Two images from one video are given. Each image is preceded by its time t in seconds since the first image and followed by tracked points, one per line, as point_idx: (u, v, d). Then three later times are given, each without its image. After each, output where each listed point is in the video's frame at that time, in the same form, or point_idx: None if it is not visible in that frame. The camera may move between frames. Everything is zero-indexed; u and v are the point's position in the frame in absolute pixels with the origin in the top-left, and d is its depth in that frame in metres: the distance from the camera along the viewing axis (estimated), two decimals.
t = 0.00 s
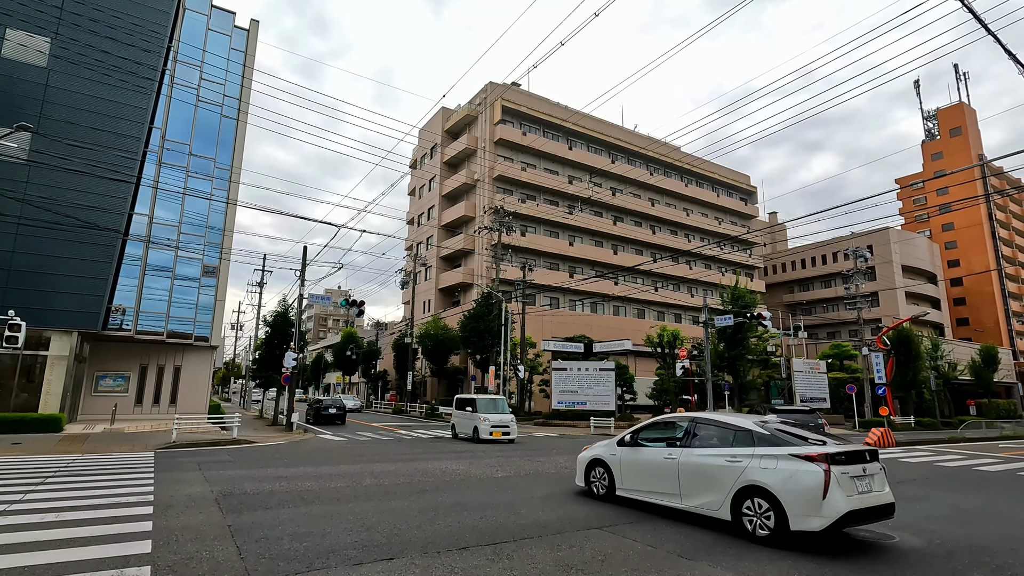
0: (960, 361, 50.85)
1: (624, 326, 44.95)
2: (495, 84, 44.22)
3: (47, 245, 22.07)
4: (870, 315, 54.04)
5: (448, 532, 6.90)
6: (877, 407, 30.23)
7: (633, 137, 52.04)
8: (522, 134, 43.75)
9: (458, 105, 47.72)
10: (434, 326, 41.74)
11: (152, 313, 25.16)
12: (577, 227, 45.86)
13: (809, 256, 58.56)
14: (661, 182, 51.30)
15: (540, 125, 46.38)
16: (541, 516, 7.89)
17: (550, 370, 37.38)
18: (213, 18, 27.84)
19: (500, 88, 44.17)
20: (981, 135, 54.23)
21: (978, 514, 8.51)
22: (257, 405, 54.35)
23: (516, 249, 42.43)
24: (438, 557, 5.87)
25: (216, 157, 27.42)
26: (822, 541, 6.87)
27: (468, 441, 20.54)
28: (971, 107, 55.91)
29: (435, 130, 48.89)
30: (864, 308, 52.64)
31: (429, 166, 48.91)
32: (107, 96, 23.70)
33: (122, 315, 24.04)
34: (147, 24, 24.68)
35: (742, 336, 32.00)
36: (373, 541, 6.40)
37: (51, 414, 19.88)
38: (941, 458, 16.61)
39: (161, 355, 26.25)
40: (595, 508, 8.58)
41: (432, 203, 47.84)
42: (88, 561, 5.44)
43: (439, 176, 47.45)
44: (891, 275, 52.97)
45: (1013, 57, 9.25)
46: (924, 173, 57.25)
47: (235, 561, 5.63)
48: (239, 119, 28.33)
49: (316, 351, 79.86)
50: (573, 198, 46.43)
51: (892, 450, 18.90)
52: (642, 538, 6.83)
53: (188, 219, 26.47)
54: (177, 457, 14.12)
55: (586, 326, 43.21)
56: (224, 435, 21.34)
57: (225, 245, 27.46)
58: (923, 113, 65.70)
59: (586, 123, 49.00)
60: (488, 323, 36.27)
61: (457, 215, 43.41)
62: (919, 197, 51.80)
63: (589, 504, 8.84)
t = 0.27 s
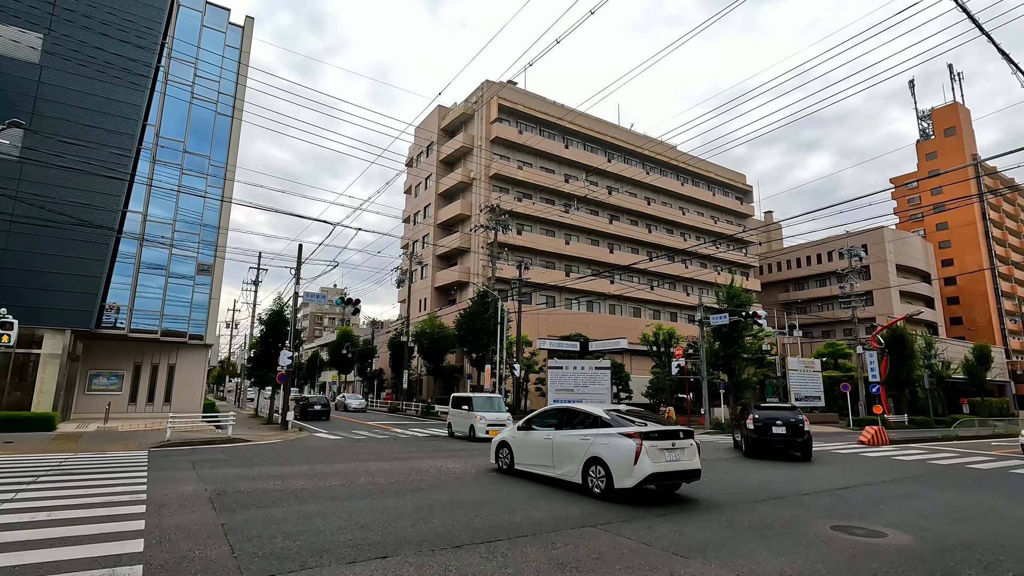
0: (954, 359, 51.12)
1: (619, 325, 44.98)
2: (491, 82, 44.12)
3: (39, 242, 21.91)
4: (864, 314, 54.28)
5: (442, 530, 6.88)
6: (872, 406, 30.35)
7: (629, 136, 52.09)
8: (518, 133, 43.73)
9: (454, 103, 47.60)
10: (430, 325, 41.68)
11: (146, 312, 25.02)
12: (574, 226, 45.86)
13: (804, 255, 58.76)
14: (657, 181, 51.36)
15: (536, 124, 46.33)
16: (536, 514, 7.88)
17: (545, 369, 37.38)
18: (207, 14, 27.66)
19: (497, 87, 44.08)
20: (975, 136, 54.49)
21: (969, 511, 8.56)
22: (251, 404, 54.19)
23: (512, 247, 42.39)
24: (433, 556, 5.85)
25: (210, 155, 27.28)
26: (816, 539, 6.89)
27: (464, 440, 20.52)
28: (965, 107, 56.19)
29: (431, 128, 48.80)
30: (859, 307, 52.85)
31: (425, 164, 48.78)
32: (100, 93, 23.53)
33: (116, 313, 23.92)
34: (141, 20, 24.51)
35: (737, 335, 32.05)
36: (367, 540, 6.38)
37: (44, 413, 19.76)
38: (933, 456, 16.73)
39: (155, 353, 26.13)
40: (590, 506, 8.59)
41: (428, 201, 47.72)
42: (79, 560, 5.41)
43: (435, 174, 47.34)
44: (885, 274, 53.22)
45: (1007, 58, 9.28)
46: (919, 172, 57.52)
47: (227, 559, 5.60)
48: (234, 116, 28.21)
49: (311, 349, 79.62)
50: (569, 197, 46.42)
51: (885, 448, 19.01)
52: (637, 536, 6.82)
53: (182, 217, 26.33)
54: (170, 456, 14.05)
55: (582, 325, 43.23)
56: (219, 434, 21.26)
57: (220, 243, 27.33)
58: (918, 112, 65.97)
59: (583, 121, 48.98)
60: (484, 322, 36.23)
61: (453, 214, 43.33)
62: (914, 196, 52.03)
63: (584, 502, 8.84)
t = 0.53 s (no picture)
0: (946, 358, 51.48)
1: (614, 324, 45.02)
2: (486, 81, 44.00)
3: (30, 240, 21.71)
4: (858, 313, 54.56)
5: (436, 528, 6.87)
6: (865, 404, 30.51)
7: (624, 134, 52.16)
8: (514, 131, 43.69)
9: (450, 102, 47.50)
10: (426, 323, 41.64)
11: (140, 310, 24.85)
12: (569, 225, 45.90)
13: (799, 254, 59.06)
14: (652, 180, 51.44)
15: (532, 122, 46.26)
16: (530, 511, 7.88)
17: (541, 367, 37.36)
18: (201, 11, 27.51)
19: (492, 85, 43.98)
20: (968, 136, 54.84)
21: (961, 508, 8.62)
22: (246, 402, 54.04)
23: (507, 246, 42.35)
24: (426, 554, 5.83)
25: (205, 152, 27.12)
26: (810, 536, 6.90)
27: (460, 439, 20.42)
28: (958, 107, 56.52)
29: (427, 126, 48.71)
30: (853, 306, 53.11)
31: (420, 163, 48.68)
32: (93, 89, 23.37)
33: (109, 312, 23.76)
34: (134, 16, 24.34)
35: (732, 334, 32.08)
36: (360, 538, 6.35)
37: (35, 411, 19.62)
38: (923, 453, 16.89)
39: (149, 352, 26.00)
40: (584, 503, 8.59)
41: (424, 200, 47.63)
42: (69, 559, 5.36)
43: (431, 172, 47.26)
44: (879, 273, 53.47)
45: (1000, 58, 9.32)
46: (912, 172, 57.85)
47: (219, 558, 5.57)
48: (228, 113, 28.05)
49: (306, 348, 79.30)
50: (564, 196, 46.43)
51: (876, 446, 19.16)
52: (631, 534, 6.82)
53: (176, 215, 26.17)
54: (163, 455, 13.97)
55: (578, 323, 43.27)
56: (213, 432, 21.20)
57: (214, 241, 27.19)
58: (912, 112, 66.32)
59: (578, 120, 48.97)
60: (480, 320, 36.20)
61: (449, 212, 43.27)
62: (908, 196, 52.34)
63: (579, 500, 8.86)
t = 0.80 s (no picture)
0: (939, 358, 51.85)
1: (610, 323, 45.11)
2: (482, 80, 43.95)
3: (23, 237, 21.56)
4: (852, 312, 54.88)
5: (431, 527, 6.86)
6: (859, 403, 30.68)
7: (620, 134, 52.24)
8: (510, 130, 43.65)
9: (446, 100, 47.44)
10: (421, 322, 41.63)
11: (133, 308, 24.72)
12: (565, 224, 45.94)
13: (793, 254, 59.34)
14: (648, 179, 51.54)
15: (528, 121, 46.24)
16: (524, 510, 7.88)
17: (537, 367, 37.39)
18: (195, 7, 27.36)
19: (488, 84, 43.93)
20: (961, 137, 55.21)
21: (953, 506, 8.69)
22: (241, 401, 53.76)
23: (503, 245, 42.35)
24: (421, 552, 5.82)
25: (199, 150, 26.99)
26: (803, 534, 6.94)
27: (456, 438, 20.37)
28: (952, 108, 56.85)
29: (423, 125, 48.62)
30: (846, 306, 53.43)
31: (416, 162, 48.61)
32: (87, 86, 23.22)
33: (102, 310, 23.63)
34: (128, 12, 24.19)
35: (727, 333, 32.17)
36: (354, 537, 6.34)
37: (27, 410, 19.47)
38: (916, 452, 17.01)
39: (142, 350, 25.87)
40: (578, 502, 8.61)
41: (419, 199, 47.57)
42: (60, 558, 5.31)
43: (426, 171, 47.21)
44: (873, 273, 53.77)
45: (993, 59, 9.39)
46: (906, 172, 58.19)
47: (213, 557, 5.55)
48: (223, 111, 27.90)
49: (301, 347, 79.09)
50: (560, 195, 46.46)
51: (869, 444, 19.31)
52: (626, 532, 6.82)
53: (170, 213, 26.03)
54: (157, 454, 13.90)
55: (573, 323, 43.34)
56: (207, 431, 21.09)
57: (208, 239, 27.06)
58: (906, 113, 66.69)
59: (574, 119, 49.01)
60: (475, 319, 36.19)
61: (444, 211, 43.25)
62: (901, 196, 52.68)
63: (574, 498, 8.87)
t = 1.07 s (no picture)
0: (930, 358, 52.28)
1: (604, 323, 45.18)
2: (477, 79, 43.90)
3: (12, 235, 21.34)
4: (844, 313, 55.24)
5: (424, 526, 6.85)
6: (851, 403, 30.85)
7: (615, 134, 52.35)
8: (505, 130, 43.63)
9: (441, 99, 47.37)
10: (415, 322, 41.55)
11: (125, 307, 24.53)
12: (560, 224, 45.97)
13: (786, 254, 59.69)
14: (642, 179, 51.68)
15: (522, 121, 46.24)
16: (518, 510, 7.90)
17: (531, 366, 37.39)
18: (188, 4, 27.17)
19: (483, 83, 43.89)
20: (952, 139, 55.70)
21: (942, 505, 8.78)
22: (233, 401, 53.49)
23: (498, 245, 42.32)
24: (414, 552, 5.81)
25: (192, 148, 26.80)
26: (794, 533, 6.99)
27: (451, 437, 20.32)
28: (943, 111, 57.34)
29: (417, 124, 48.49)
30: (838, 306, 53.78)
31: (411, 161, 48.48)
32: (78, 83, 23.03)
33: (92, 309, 23.44)
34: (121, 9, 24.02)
35: (720, 333, 32.27)
36: (347, 537, 6.32)
37: (16, 409, 19.27)
38: (907, 452, 17.15)
39: (133, 349, 25.67)
40: (572, 501, 8.62)
41: (414, 198, 47.48)
42: (50, 559, 5.27)
43: (421, 170, 47.13)
44: (865, 273, 54.14)
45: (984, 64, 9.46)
46: (897, 174, 58.63)
47: (205, 557, 5.51)
48: (216, 109, 27.70)
49: (294, 346, 78.76)
50: (555, 195, 46.49)
51: (861, 444, 19.45)
52: (619, 532, 6.84)
53: (162, 211, 25.82)
54: (149, 454, 13.80)
55: (567, 322, 43.39)
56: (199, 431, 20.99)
57: (201, 237, 26.87)
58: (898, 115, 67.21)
59: (568, 119, 49.06)
60: (469, 319, 36.13)
61: (439, 211, 43.19)
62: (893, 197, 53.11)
63: (567, 498, 8.88)
